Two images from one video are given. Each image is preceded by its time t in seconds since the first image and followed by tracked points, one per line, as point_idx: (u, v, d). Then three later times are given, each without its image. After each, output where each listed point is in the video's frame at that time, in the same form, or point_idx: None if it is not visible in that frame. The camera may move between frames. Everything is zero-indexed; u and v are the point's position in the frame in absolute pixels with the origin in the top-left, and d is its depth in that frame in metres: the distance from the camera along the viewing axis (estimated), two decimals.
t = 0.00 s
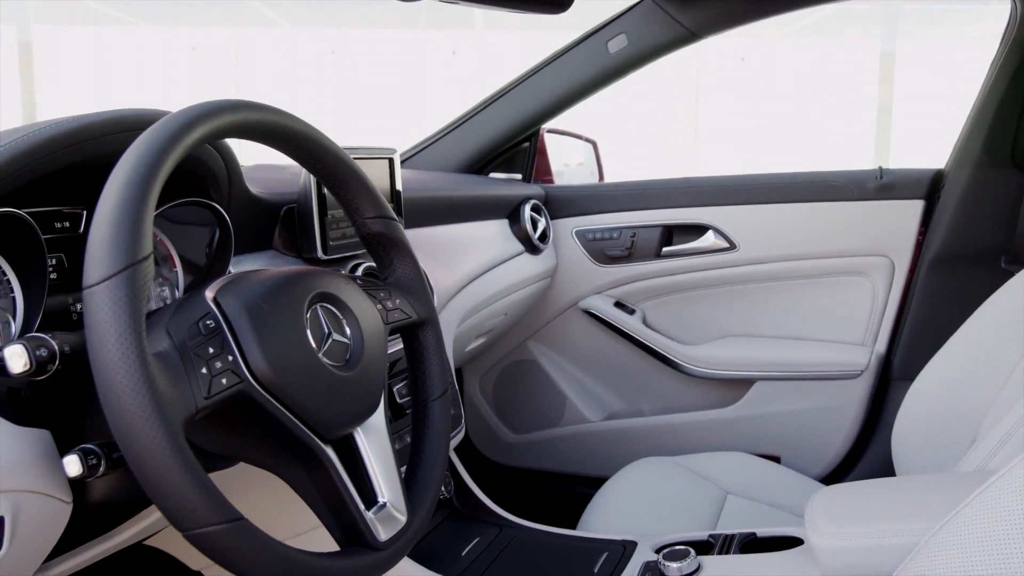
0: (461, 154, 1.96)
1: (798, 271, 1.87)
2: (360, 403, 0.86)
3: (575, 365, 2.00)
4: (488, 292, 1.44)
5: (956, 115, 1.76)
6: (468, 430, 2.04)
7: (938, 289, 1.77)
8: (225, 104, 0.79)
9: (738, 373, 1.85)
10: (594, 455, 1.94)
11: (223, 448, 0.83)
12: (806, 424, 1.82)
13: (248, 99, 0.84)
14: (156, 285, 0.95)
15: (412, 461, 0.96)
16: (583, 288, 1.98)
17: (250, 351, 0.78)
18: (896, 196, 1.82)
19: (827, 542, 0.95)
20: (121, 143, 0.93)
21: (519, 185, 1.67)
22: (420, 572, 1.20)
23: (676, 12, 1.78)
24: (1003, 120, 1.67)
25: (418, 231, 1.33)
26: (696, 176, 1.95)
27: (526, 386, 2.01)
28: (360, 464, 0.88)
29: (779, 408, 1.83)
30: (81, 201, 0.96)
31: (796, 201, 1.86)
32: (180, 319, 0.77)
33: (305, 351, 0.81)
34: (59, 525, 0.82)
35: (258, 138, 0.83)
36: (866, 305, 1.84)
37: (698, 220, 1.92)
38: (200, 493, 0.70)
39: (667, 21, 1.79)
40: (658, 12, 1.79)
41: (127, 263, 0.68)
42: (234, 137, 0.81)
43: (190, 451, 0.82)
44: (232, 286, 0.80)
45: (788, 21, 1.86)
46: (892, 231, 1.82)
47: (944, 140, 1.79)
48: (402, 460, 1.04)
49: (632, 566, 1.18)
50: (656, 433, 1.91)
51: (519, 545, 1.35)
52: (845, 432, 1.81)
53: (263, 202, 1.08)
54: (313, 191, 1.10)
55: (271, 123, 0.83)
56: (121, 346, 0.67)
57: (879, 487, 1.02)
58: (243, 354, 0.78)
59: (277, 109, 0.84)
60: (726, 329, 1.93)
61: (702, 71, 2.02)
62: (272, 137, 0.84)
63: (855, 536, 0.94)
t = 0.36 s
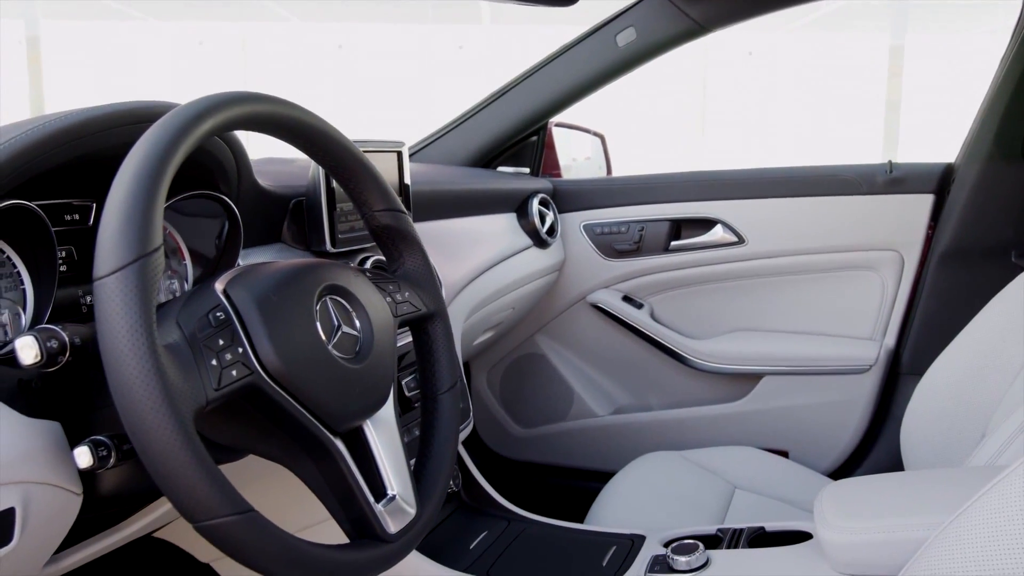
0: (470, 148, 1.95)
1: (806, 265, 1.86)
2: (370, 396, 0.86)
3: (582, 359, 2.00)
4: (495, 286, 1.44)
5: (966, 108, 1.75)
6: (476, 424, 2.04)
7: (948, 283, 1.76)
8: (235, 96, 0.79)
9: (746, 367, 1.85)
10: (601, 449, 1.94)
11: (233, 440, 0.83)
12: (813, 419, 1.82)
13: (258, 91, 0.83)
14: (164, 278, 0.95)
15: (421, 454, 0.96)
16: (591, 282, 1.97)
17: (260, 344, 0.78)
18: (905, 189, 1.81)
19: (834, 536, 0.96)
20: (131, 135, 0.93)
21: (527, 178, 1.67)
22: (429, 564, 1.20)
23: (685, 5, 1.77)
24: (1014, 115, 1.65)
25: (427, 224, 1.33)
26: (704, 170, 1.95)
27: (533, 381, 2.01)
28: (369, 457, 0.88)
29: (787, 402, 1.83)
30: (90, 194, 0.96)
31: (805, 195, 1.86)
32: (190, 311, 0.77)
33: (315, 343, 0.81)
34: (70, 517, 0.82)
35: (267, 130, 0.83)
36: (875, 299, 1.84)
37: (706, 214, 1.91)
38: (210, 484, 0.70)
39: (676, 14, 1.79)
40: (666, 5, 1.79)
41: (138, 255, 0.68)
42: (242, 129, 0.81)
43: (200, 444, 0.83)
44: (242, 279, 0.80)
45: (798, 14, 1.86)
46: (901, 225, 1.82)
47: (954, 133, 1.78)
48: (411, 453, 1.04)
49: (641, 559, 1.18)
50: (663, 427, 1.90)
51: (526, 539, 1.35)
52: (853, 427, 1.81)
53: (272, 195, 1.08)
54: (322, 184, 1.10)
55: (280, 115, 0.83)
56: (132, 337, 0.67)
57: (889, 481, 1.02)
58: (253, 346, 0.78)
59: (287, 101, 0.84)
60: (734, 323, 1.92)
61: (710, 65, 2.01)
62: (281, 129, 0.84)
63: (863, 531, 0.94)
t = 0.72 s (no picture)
0: (478, 142, 1.93)
1: (815, 261, 1.86)
2: (380, 390, 0.86)
3: (590, 354, 2.00)
4: (504, 281, 1.44)
5: (977, 104, 1.74)
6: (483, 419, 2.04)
7: (959, 278, 1.76)
8: (245, 90, 0.79)
9: (755, 363, 1.85)
10: (609, 445, 1.94)
11: (243, 434, 0.83)
12: (822, 415, 1.82)
13: (269, 84, 0.83)
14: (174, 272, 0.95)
15: (431, 448, 0.96)
16: (599, 277, 1.97)
17: (270, 337, 0.78)
18: (915, 185, 1.81)
19: (844, 531, 0.96)
20: (141, 130, 0.93)
21: (535, 173, 1.67)
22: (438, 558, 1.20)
23: None
24: None
25: (436, 218, 1.33)
26: (712, 165, 1.94)
27: (540, 376, 2.01)
28: (379, 451, 0.88)
29: (796, 398, 1.82)
30: (100, 188, 0.96)
31: (813, 190, 1.85)
32: (200, 304, 0.77)
33: (325, 336, 0.81)
34: (81, 510, 0.83)
35: (277, 124, 0.83)
36: (885, 294, 1.83)
37: (715, 209, 1.91)
38: (221, 477, 0.70)
39: (684, 8, 1.77)
40: None
41: (148, 248, 0.68)
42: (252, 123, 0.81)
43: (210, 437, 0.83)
44: (252, 272, 0.80)
45: (806, 9, 1.84)
46: (910, 221, 1.81)
47: (964, 128, 1.77)
48: (421, 447, 1.04)
49: (649, 554, 1.18)
50: (671, 423, 1.90)
51: (535, 533, 1.35)
52: (863, 423, 1.80)
53: (281, 189, 1.08)
54: (330, 178, 1.10)
55: (290, 109, 0.83)
56: (143, 330, 0.67)
57: (898, 477, 1.01)
58: (263, 339, 0.78)
59: (298, 95, 0.84)
60: (743, 319, 1.92)
61: (717, 60, 2.01)
62: (290, 123, 0.84)
63: (873, 527, 0.94)
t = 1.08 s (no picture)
0: (486, 138, 1.92)
1: (824, 258, 1.85)
2: (390, 385, 0.86)
3: (598, 350, 2.00)
4: (513, 277, 1.44)
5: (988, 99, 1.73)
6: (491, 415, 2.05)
7: (969, 275, 1.75)
8: (255, 84, 0.79)
9: (764, 359, 1.84)
10: (617, 440, 1.94)
11: (255, 427, 0.83)
12: (831, 411, 1.81)
13: (280, 79, 0.83)
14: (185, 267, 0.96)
15: (441, 443, 0.96)
16: (608, 273, 1.97)
17: (282, 331, 0.78)
18: (925, 181, 1.80)
19: (855, 528, 0.95)
20: (153, 124, 0.93)
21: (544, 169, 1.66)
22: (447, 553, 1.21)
23: None
24: None
25: (445, 213, 1.33)
26: (722, 161, 1.94)
27: (548, 372, 2.01)
28: (389, 445, 0.88)
29: (804, 395, 1.82)
30: (110, 183, 0.96)
31: (823, 186, 1.84)
32: (212, 298, 0.77)
33: (336, 330, 0.81)
34: (91, 504, 0.83)
35: (288, 119, 0.83)
36: (894, 291, 1.83)
37: (725, 205, 1.90)
38: (232, 471, 0.70)
39: (694, 2, 1.75)
40: None
41: (160, 242, 0.68)
42: (263, 117, 0.81)
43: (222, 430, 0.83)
44: (263, 266, 0.80)
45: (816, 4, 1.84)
46: (921, 217, 1.80)
47: (975, 124, 1.76)
48: (431, 442, 1.04)
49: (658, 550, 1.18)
50: (679, 419, 1.90)
51: (544, 528, 1.35)
52: (871, 420, 1.80)
53: (291, 184, 1.08)
54: (340, 173, 1.10)
55: (301, 104, 0.83)
56: (155, 324, 0.68)
57: (909, 474, 1.01)
58: (274, 334, 0.78)
59: (309, 90, 0.84)
60: (751, 315, 1.92)
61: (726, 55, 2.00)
62: (300, 117, 0.84)
63: (883, 523, 0.93)
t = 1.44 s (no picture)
0: (496, 134, 1.93)
1: (834, 254, 1.85)
2: (401, 379, 0.86)
3: (607, 346, 1.99)
4: (522, 272, 1.44)
5: (999, 96, 1.72)
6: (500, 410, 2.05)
7: (980, 271, 1.74)
8: (267, 78, 0.79)
9: (774, 355, 1.84)
10: (626, 437, 1.94)
11: (266, 421, 0.83)
12: (840, 408, 1.81)
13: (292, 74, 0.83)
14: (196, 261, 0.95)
15: (451, 437, 0.96)
16: (617, 269, 1.97)
17: (293, 326, 0.78)
18: (936, 177, 1.79)
19: (866, 524, 0.95)
20: (165, 119, 0.93)
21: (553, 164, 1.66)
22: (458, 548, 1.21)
23: None
24: None
25: (456, 208, 1.33)
26: (731, 157, 1.93)
27: (557, 368, 2.01)
28: (400, 440, 0.88)
29: (813, 391, 1.82)
30: (122, 177, 0.97)
31: (834, 182, 1.84)
32: (223, 292, 0.77)
33: (348, 325, 0.81)
34: (103, 498, 0.83)
35: (300, 113, 0.83)
36: (904, 287, 1.82)
37: (735, 201, 1.90)
38: (243, 464, 0.70)
39: None
40: None
41: (172, 236, 0.68)
42: (274, 111, 0.81)
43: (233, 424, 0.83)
44: (275, 261, 0.80)
45: None
46: (932, 213, 1.79)
47: (986, 119, 1.75)
48: (441, 436, 1.04)
49: (668, 546, 1.18)
50: (688, 415, 1.90)
51: (553, 524, 1.35)
52: (881, 416, 1.79)
53: (301, 179, 1.08)
54: (350, 168, 1.10)
55: (313, 98, 0.83)
56: (167, 318, 0.68)
57: (921, 470, 1.00)
58: (286, 328, 0.78)
59: (321, 84, 0.84)
60: (761, 312, 1.91)
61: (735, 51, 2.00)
62: (311, 112, 0.84)
63: (895, 519, 0.93)
